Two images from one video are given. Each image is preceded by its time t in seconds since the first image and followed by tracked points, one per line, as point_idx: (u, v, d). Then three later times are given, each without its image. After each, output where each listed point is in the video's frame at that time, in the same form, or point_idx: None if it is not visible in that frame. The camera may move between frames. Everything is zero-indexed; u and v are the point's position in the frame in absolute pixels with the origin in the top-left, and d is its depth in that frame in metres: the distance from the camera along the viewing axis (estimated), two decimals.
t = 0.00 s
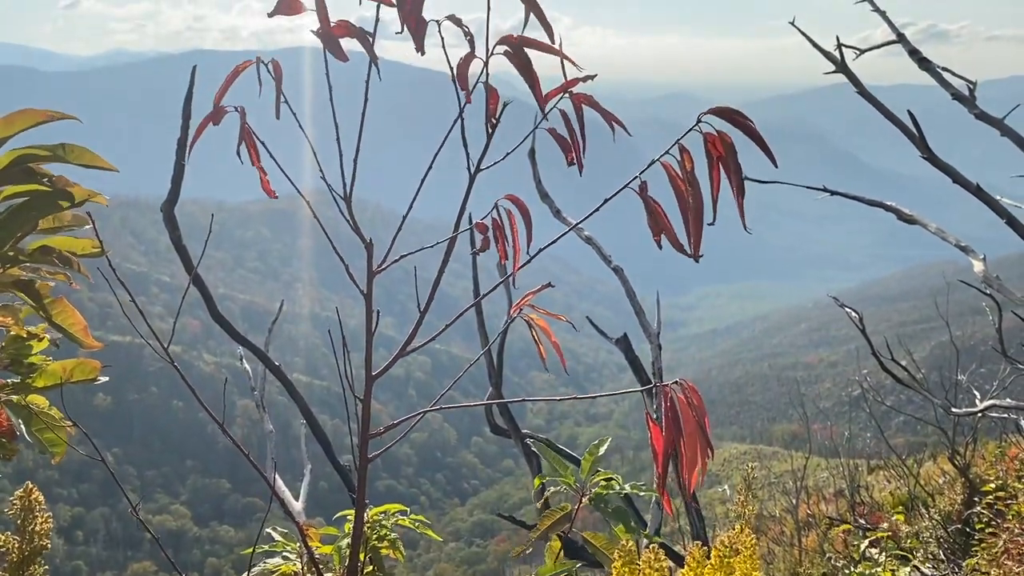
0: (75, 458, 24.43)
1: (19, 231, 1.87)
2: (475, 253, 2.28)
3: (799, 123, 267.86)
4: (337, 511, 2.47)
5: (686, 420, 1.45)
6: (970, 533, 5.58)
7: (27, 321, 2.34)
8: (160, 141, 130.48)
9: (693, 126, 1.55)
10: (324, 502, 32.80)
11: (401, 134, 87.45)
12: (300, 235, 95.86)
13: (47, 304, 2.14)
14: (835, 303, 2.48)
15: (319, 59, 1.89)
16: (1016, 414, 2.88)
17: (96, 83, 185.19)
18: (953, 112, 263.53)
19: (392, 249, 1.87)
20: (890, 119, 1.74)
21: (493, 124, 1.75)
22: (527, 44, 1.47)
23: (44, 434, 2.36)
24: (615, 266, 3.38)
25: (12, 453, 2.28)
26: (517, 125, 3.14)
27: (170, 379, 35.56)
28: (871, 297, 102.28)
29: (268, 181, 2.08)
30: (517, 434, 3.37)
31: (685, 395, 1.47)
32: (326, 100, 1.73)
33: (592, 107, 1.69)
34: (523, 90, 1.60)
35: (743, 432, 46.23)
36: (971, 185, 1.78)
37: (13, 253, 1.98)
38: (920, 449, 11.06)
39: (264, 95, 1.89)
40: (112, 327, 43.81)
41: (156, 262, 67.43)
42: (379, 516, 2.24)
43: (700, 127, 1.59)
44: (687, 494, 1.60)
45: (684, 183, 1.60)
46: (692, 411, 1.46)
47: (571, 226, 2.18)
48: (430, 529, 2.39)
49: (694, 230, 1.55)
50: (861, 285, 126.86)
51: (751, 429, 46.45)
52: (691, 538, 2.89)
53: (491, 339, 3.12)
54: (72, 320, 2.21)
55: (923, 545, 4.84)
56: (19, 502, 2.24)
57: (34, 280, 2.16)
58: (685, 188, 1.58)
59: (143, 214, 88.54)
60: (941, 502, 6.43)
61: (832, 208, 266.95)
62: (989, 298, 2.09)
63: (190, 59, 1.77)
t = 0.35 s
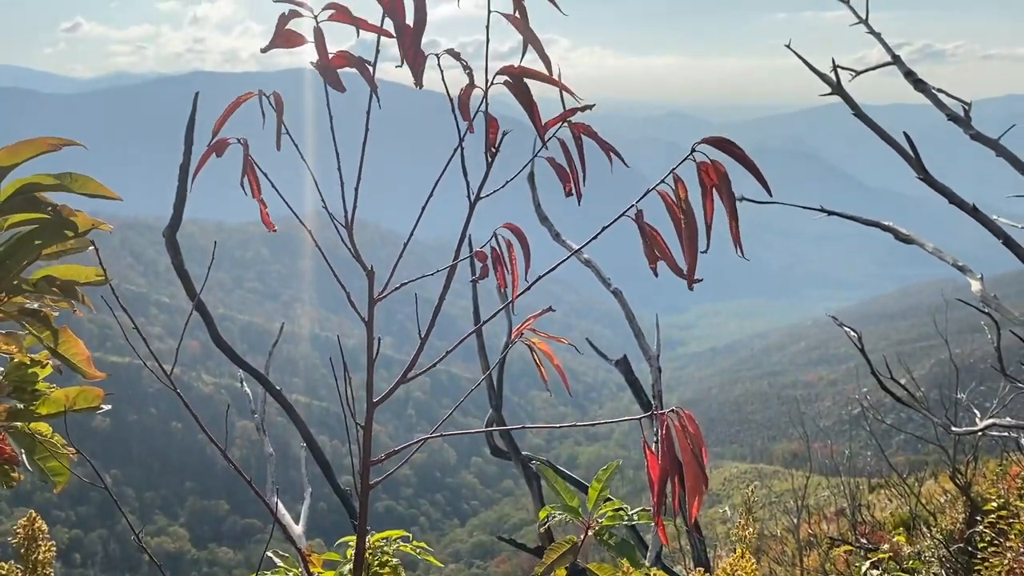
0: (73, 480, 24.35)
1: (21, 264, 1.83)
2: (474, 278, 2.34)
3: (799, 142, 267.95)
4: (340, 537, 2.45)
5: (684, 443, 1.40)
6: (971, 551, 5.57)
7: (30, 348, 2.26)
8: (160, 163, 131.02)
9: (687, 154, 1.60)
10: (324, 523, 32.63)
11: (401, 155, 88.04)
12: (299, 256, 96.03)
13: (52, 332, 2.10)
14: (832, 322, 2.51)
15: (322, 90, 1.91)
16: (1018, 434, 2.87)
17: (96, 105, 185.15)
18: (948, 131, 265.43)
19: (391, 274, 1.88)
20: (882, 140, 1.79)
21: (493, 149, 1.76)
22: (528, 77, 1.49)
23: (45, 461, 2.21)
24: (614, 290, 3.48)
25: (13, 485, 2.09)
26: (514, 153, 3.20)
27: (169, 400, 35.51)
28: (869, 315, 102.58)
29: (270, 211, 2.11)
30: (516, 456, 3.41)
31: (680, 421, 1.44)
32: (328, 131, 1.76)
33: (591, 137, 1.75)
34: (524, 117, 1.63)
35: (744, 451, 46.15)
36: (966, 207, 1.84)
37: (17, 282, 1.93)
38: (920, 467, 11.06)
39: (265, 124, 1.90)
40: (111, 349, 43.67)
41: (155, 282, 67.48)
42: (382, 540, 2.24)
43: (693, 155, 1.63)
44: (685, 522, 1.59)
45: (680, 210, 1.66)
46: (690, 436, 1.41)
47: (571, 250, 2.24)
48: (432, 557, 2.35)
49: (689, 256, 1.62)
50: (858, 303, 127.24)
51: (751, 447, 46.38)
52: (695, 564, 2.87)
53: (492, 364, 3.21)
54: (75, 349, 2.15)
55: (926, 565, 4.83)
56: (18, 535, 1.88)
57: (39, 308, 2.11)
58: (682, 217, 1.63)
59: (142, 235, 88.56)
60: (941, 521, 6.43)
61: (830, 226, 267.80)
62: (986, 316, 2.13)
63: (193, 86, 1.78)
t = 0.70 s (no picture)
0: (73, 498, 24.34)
1: (20, 286, 1.88)
2: (474, 301, 2.40)
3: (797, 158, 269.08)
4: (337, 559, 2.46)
5: (681, 470, 1.45)
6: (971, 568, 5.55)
7: (30, 370, 2.33)
8: (160, 179, 131.32)
9: (686, 180, 1.66)
10: (323, 542, 32.51)
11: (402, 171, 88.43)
12: (299, 271, 96.15)
13: (50, 357, 2.15)
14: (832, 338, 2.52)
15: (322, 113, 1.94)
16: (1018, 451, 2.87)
17: (96, 122, 185.20)
18: (946, 146, 266.52)
19: (390, 294, 1.90)
20: (881, 157, 1.78)
21: (491, 176, 1.80)
22: (528, 104, 1.55)
23: (44, 484, 2.40)
24: (612, 308, 3.54)
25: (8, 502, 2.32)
26: (515, 174, 3.27)
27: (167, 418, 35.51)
28: (869, 330, 102.64)
29: (274, 236, 2.13)
30: (515, 474, 3.45)
31: (681, 447, 1.48)
32: (328, 152, 1.79)
33: (589, 161, 1.78)
34: (523, 141, 1.67)
35: (744, 467, 46.02)
36: (963, 222, 1.79)
37: (17, 304, 1.98)
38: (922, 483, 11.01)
39: (267, 150, 1.94)
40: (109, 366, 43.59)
41: (154, 299, 67.54)
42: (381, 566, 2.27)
43: (693, 180, 1.67)
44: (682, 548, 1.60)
45: (678, 237, 1.71)
46: (689, 463, 1.45)
47: (572, 273, 2.29)
48: None
49: (688, 280, 1.69)
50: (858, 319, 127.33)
51: (752, 464, 46.26)
52: None
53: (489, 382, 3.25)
54: (75, 370, 2.21)
55: None
56: (18, 556, 2.24)
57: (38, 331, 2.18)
58: (680, 244, 1.69)
59: (141, 252, 88.54)
60: (943, 537, 6.42)
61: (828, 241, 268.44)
62: (987, 332, 2.11)
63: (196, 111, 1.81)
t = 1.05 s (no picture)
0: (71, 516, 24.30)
1: (21, 307, 1.93)
2: (473, 320, 2.46)
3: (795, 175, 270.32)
4: None
5: (678, 482, 1.51)
6: None
7: (28, 390, 2.40)
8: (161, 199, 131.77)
9: (677, 199, 1.73)
10: (323, 560, 32.38)
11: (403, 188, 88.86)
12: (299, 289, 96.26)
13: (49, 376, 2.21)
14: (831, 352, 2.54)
15: (318, 139, 2.04)
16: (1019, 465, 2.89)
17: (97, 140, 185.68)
18: (943, 162, 267.74)
19: (387, 312, 1.98)
20: (873, 174, 1.82)
21: (487, 194, 1.88)
22: (521, 126, 1.65)
23: (44, 505, 2.45)
24: (610, 325, 3.60)
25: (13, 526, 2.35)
26: (513, 197, 3.37)
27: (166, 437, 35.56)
28: (870, 346, 102.63)
29: (271, 258, 2.22)
30: (515, 493, 3.51)
31: (678, 465, 1.53)
32: (326, 174, 1.87)
33: (583, 180, 1.85)
34: (518, 164, 1.76)
35: (745, 484, 45.93)
36: (961, 238, 1.81)
37: (17, 325, 2.07)
38: (924, 500, 11.00)
39: (264, 175, 2.03)
40: (108, 384, 43.43)
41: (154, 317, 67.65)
42: None
43: (683, 200, 1.76)
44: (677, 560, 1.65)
45: (671, 251, 1.79)
46: (686, 479, 1.52)
47: (569, 291, 2.36)
48: None
49: (681, 298, 1.75)
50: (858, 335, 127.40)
51: (753, 481, 46.16)
52: None
53: (491, 401, 3.30)
54: (73, 391, 2.33)
55: None
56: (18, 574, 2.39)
57: (39, 353, 2.26)
58: (674, 259, 1.76)
59: (141, 270, 88.52)
60: (946, 555, 6.42)
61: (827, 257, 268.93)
62: (984, 347, 2.15)
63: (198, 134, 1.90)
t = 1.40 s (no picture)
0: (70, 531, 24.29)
1: (25, 324, 1.97)
2: (475, 339, 2.55)
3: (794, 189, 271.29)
4: None
5: (678, 504, 1.59)
6: None
7: (29, 411, 2.48)
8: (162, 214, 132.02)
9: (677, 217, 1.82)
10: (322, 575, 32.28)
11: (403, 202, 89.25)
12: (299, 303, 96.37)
13: (52, 396, 2.28)
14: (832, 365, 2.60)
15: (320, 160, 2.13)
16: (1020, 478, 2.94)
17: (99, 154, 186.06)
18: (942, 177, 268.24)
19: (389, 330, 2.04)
20: (875, 190, 1.89)
21: (487, 214, 1.97)
22: (522, 143, 1.74)
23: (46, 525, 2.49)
24: (611, 341, 3.68)
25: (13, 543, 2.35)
26: (513, 216, 3.47)
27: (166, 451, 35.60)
28: (870, 359, 102.63)
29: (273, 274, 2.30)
30: (517, 509, 3.58)
31: (677, 483, 1.61)
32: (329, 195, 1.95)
33: (584, 201, 1.93)
34: (519, 183, 1.84)
35: (746, 498, 45.84)
36: (960, 254, 1.87)
37: (19, 344, 2.12)
38: (925, 514, 11.03)
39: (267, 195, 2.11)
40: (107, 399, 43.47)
41: (153, 332, 67.73)
42: None
43: (683, 220, 1.84)
44: None
45: (670, 268, 1.87)
46: (688, 499, 1.59)
47: (570, 309, 2.45)
48: None
49: (682, 315, 1.82)
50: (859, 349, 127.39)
51: (754, 496, 46.07)
52: None
53: (492, 417, 3.38)
54: (77, 410, 2.34)
55: None
56: None
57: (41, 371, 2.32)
58: (673, 275, 1.84)
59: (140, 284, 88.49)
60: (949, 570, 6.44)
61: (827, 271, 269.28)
62: (990, 361, 2.21)
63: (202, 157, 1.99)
